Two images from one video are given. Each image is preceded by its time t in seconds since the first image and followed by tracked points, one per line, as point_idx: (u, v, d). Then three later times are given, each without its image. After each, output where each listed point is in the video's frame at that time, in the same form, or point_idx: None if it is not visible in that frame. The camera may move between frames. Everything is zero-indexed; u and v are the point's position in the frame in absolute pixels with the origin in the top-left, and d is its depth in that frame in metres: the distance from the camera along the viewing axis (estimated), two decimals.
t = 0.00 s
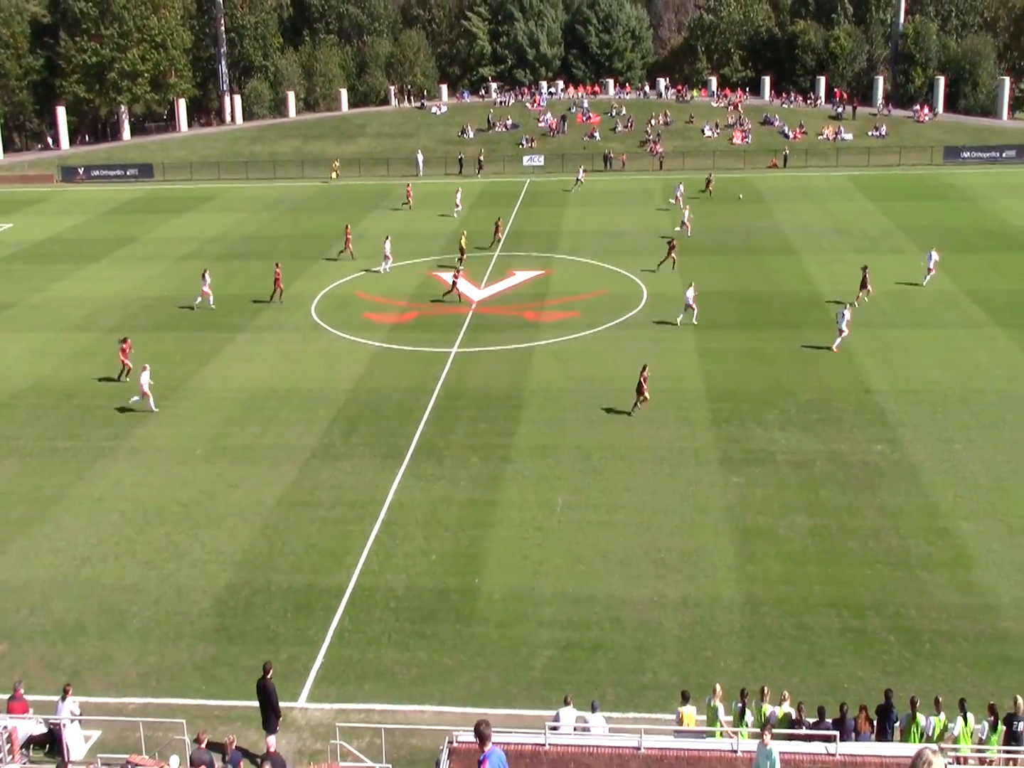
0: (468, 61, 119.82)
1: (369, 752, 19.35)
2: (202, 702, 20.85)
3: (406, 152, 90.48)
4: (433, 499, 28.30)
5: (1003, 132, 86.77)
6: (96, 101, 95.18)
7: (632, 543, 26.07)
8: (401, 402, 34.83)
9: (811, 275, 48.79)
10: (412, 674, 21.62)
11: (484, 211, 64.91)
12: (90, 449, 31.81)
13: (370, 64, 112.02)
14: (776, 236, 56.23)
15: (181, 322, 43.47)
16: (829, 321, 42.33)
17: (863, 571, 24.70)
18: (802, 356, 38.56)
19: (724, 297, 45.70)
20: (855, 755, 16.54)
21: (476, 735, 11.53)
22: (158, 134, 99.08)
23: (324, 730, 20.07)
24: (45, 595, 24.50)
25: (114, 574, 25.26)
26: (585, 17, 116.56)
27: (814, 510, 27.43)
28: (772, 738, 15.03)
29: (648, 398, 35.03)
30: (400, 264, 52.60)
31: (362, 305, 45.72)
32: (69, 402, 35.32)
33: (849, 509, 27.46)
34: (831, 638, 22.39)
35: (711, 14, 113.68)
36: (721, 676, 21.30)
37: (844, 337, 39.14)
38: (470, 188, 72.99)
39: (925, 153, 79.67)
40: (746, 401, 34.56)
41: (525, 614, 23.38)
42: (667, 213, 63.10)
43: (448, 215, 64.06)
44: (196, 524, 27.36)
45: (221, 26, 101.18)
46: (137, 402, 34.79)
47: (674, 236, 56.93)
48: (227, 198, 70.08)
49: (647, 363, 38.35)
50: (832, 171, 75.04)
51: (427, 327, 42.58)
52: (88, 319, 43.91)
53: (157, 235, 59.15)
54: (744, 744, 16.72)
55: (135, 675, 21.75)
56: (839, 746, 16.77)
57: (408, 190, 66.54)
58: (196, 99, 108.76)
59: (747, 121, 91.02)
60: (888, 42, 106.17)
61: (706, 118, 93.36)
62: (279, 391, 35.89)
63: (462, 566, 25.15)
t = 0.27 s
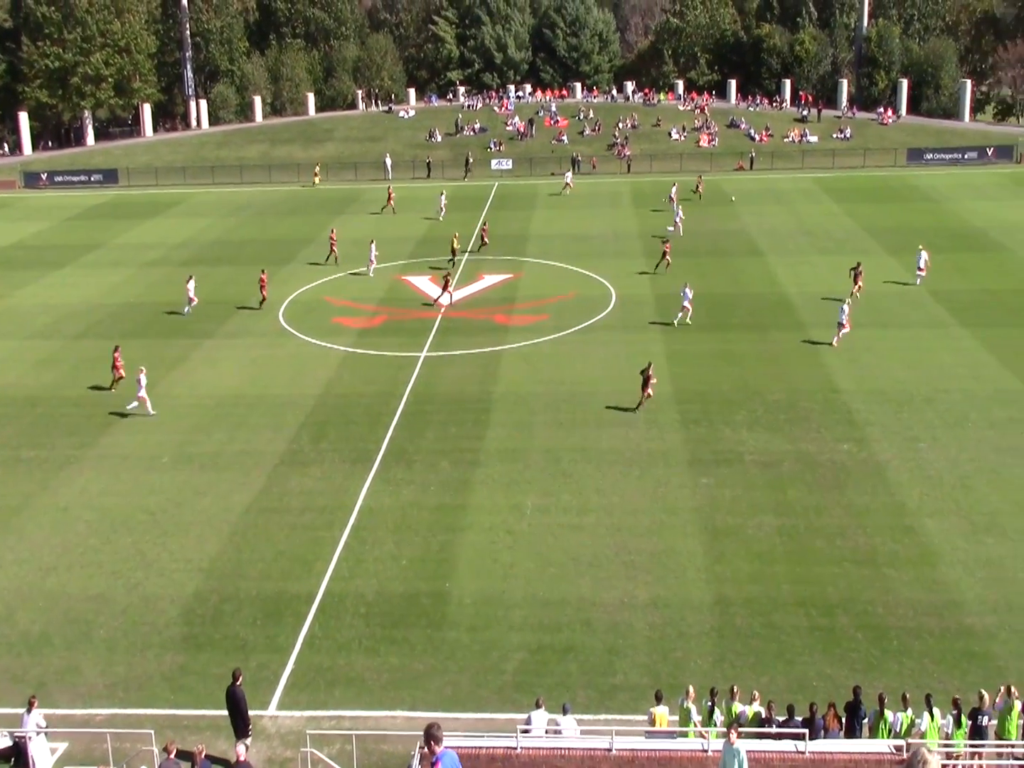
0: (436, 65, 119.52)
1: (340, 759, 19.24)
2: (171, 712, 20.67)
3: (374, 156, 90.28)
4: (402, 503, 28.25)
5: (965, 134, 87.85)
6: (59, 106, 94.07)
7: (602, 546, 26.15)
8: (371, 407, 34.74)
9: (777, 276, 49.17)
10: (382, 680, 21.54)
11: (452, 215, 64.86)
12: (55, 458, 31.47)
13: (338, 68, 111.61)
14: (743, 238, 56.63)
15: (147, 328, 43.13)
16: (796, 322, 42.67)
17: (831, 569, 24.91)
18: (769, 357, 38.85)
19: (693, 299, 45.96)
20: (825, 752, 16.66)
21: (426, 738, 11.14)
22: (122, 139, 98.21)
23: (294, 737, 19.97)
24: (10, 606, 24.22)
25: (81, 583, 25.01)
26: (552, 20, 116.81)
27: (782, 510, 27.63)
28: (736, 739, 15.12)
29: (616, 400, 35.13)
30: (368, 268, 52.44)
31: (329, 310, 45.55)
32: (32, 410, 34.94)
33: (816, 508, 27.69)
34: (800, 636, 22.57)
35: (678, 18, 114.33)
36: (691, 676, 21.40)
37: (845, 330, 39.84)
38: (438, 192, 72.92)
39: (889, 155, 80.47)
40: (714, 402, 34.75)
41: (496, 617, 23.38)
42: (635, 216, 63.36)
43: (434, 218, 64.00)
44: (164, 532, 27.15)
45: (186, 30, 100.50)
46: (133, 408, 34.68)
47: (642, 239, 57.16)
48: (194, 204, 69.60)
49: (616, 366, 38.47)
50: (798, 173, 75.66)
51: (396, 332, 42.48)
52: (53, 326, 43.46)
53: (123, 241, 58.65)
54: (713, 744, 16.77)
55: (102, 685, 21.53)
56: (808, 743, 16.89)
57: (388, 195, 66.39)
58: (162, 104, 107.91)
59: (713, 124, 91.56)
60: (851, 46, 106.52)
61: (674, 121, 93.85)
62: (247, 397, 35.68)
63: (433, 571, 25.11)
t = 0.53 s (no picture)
0: (406, 71, 119.17)
1: None
2: (142, 724, 20.48)
3: (345, 162, 90.10)
4: (375, 511, 28.17)
5: (933, 137, 88.76)
6: (25, 113, 92.99)
7: (575, 550, 26.19)
8: (343, 414, 34.63)
9: (748, 280, 49.47)
10: (356, 688, 21.47)
11: (425, 221, 64.83)
12: (23, 469, 31.14)
13: (308, 74, 111.20)
14: (714, 242, 56.98)
15: (116, 337, 42.78)
16: (766, 325, 42.97)
17: (803, 570, 25.07)
18: (739, 360, 39.07)
19: (664, 303, 46.18)
20: (798, 752, 16.76)
21: (382, 749, 10.21)
22: (90, 146, 97.33)
23: (267, 747, 19.86)
24: None
25: (50, 596, 24.74)
26: (523, 26, 116.99)
27: (754, 512, 27.79)
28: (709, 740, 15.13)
29: (589, 405, 35.21)
30: (340, 275, 52.32)
31: (301, 317, 45.38)
32: None
33: (788, 510, 27.86)
34: (772, 637, 22.71)
35: (648, 23, 114.90)
36: (665, 679, 21.47)
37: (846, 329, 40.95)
38: (410, 198, 72.88)
39: (857, 159, 81.20)
40: (686, 406, 34.91)
41: (470, 623, 23.36)
42: (607, 221, 63.61)
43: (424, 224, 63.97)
44: (134, 543, 26.91)
45: (154, 37, 99.91)
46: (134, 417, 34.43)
47: (613, 244, 57.36)
48: (164, 211, 69.15)
49: (588, 370, 38.56)
50: (768, 177, 76.22)
51: (367, 338, 42.38)
52: (20, 336, 43.01)
53: (91, 249, 58.15)
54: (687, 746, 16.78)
55: (72, 699, 21.31)
56: (781, 744, 16.99)
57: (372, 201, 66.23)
58: (130, 111, 107.07)
59: (684, 129, 92.04)
60: (820, 50, 106.86)
61: (645, 126, 94.29)
62: (218, 406, 35.45)
63: (406, 578, 25.05)
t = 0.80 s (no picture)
0: (369, 77, 119.19)
1: None
2: (104, 739, 20.24)
3: (308, 169, 89.74)
4: (340, 519, 28.03)
5: (891, 141, 89.86)
6: None
7: (541, 555, 26.21)
8: (307, 422, 34.45)
9: (711, 283, 49.82)
10: (322, 697, 21.35)
11: (389, 228, 64.71)
12: None
13: (270, 81, 110.56)
14: (678, 247, 57.33)
15: (76, 347, 42.29)
16: (729, 328, 43.28)
17: (767, 571, 25.27)
18: (703, 363, 39.33)
19: (628, 308, 46.39)
20: (764, 752, 16.85)
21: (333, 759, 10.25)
22: (48, 154, 96.23)
23: (233, 759, 19.69)
24: None
25: (9, 610, 24.39)
26: (486, 31, 116.74)
27: (718, 515, 27.97)
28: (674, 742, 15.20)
29: (554, 410, 35.27)
30: (304, 283, 52.12)
31: (264, 325, 45.06)
32: None
33: (752, 512, 28.06)
34: (737, 639, 22.86)
35: (610, 29, 115.45)
36: (631, 682, 21.53)
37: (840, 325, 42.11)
38: (374, 205, 72.72)
39: (818, 163, 82.02)
40: (651, 409, 35.06)
41: (436, 631, 23.30)
42: (571, 226, 63.82)
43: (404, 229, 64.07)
44: (96, 555, 26.60)
45: (113, 43, 99.04)
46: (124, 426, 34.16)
47: (577, 249, 57.55)
48: (124, 219, 68.52)
49: (552, 375, 38.63)
50: (730, 182, 76.81)
51: (331, 346, 42.22)
52: None
53: (50, 259, 57.49)
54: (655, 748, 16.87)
55: (32, 714, 21.01)
56: (747, 744, 17.05)
57: (348, 207, 65.89)
58: (89, 118, 106.03)
59: (647, 134, 92.53)
60: (780, 56, 107.66)
61: (608, 131, 94.72)
62: (180, 415, 35.13)
63: (372, 586, 24.95)
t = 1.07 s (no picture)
0: (344, 82, 119.24)
1: None
2: (79, 751, 20.07)
3: (282, 175, 89.43)
4: (316, 526, 27.93)
5: (863, 145, 90.59)
6: None
7: (519, 560, 26.22)
8: (282, 429, 34.32)
9: (686, 287, 50.03)
10: (299, 705, 21.26)
11: (364, 233, 64.59)
12: None
13: (243, 86, 110.00)
14: (653, 251, 57.53)
15: (48, 355, 41.94)
16: (704, 331, 43.48)
17: (743, 573, 25.39)
18: (679, 366, 39.49)
19: (604, 312, 46.51)
20: (742, 753, 16.89)
21: None
22: (19, 161, 95.37)
23: None
24: None
25: None
26: (461, 36, 116.76)
27: (695, 517, 28.08)
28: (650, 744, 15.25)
29: (530, 415, 35.29)
30: (278, 288, 51.94)
31: (239, 331, 44.85)
32: None
33: (728, 514, 28.19)
34: (714, 641, 22.95)
35: (584, 33, 115.78)
36: (609, 685, 21.57)
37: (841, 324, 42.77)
38: (349, 210, 72.56)
39: (791, 167, 82.53)
40: (627, 413, 35.16)
41: (413, 637, 23.26)
42: (546, 230, 63.93)
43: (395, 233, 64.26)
44: (69, 566, 26.38)
45: (84, 48, 98.33)
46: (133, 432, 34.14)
47: (553, 253, 57.64)
48: (96, 226, 68.00)
49: (528, 380, 38.65)
50: (705, 185, 77.20)
51: (307, 351, 42.10)
52: None
53: (22, 266, 57.00)
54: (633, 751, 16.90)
55: (5, 727, 20.80)
56: (725, 745, 17.09)
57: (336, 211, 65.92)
58: (60, 125, 105.22)
59: (621, 138, 92.81)
60: (753, 60, 108.44)
61: (582, 136, 94.94)
62: (153, 424, 34.89)
63: (349, 592, 24.87)
